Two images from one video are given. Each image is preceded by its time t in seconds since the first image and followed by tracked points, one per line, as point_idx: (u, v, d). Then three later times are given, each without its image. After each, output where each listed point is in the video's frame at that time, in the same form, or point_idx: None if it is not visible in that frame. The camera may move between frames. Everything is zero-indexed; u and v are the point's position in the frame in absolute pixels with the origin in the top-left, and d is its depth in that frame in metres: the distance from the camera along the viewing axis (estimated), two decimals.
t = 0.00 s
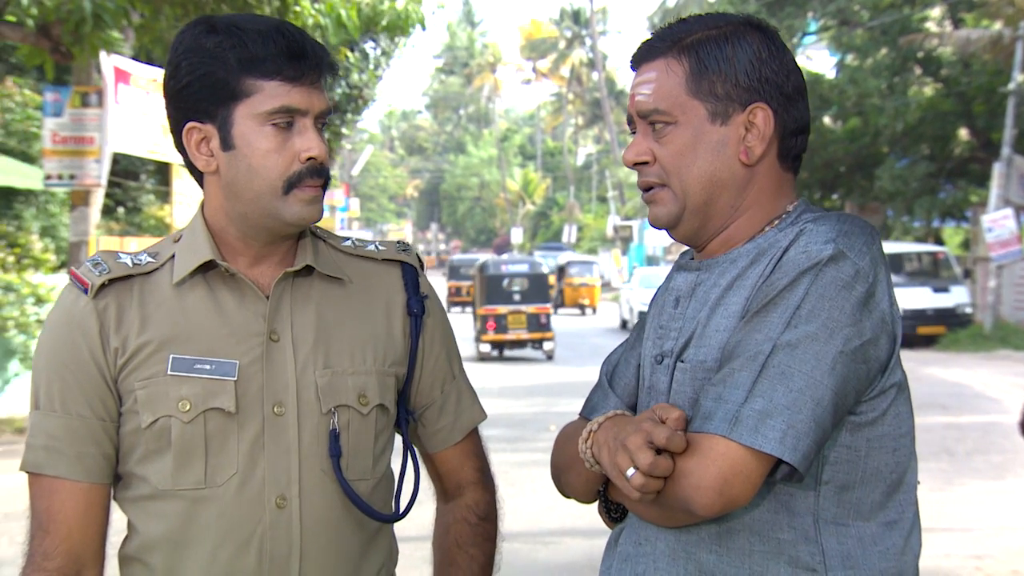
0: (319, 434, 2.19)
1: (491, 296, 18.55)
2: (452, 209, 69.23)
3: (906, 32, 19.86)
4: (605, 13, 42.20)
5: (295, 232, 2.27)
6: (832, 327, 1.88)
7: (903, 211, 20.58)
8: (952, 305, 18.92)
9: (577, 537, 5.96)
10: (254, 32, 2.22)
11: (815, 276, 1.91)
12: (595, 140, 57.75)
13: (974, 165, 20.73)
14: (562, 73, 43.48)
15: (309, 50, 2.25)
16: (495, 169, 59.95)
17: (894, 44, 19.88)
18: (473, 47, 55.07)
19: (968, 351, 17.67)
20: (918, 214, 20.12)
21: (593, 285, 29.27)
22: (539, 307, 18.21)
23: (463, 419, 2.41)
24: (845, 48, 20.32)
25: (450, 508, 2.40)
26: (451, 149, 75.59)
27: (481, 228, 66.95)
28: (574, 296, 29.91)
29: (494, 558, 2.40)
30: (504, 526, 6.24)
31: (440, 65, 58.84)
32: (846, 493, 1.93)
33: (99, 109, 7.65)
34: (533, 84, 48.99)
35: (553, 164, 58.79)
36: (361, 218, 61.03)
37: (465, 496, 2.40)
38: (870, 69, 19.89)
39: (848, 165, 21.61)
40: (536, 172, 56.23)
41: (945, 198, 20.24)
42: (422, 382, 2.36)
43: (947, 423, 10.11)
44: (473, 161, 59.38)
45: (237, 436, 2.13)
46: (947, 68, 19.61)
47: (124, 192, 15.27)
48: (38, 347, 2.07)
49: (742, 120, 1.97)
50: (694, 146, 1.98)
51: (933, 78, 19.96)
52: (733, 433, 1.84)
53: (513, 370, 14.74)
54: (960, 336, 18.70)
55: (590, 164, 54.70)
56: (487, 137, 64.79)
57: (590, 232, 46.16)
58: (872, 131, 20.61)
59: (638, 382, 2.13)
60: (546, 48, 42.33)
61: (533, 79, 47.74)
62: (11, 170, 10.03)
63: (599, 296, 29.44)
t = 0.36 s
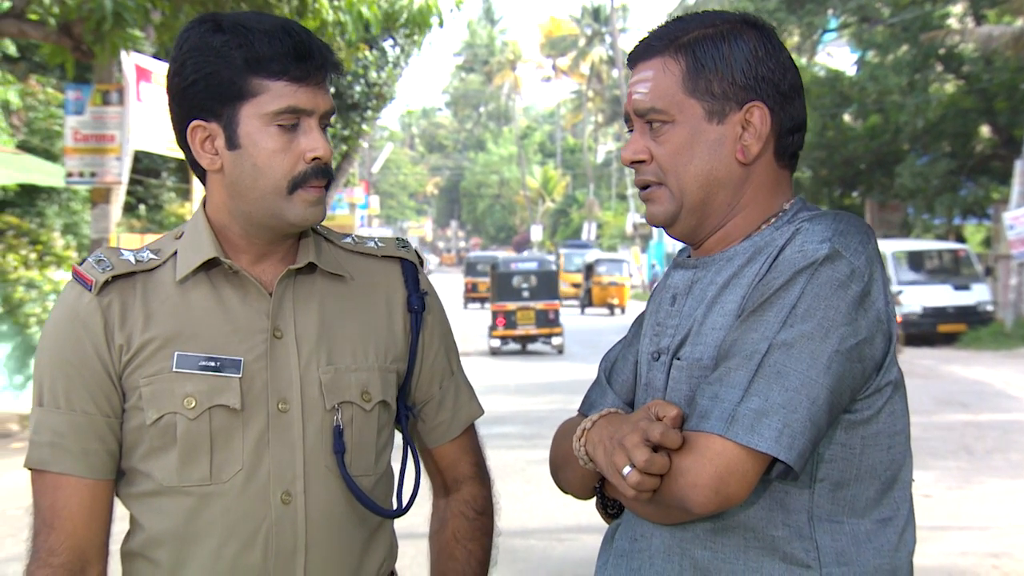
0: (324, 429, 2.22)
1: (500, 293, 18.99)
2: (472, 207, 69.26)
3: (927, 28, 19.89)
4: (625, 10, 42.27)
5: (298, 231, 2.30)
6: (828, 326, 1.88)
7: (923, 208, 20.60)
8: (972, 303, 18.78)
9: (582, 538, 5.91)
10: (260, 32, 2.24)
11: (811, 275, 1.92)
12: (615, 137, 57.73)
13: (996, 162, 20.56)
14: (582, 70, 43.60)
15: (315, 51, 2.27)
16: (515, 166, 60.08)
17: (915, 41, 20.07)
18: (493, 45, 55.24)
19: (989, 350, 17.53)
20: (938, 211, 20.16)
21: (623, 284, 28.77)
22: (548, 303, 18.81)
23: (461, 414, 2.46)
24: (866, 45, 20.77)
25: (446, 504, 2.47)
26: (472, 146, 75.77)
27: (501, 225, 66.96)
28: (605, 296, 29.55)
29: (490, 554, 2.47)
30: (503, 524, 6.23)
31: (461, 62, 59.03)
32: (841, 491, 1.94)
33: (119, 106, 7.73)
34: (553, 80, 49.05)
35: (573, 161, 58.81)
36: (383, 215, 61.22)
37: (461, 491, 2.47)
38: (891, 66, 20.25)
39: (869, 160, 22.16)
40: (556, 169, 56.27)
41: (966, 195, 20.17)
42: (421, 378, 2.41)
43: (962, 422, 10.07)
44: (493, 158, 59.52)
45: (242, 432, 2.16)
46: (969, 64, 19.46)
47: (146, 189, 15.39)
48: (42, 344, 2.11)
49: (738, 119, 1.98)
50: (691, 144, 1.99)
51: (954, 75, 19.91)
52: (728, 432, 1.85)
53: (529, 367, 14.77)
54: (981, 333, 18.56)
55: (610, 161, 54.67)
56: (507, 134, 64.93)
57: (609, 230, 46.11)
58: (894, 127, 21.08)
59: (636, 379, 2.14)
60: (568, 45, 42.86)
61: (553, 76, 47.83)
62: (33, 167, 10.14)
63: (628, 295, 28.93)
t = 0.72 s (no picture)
0: (329, 424, 2.24)
1: (518, 289, 19.44)
2: (490, 204, 69.26)
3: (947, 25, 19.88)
4: (644, 7, 42.18)
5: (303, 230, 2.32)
6: (825, 323, 1.88)
7: (942, 206, 20.60)
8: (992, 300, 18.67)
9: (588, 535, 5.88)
10: (271, 31, 2.25)
11: (808, 272, 1.92)
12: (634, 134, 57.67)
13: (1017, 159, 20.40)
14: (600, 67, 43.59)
15: (324, 52, 2.29)
16: (533, 163, 60.18)
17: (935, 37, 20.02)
18: (512, 42, 55.30)
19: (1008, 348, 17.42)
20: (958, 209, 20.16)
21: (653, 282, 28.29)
22: (564, 299, 19.01)
23: (461, 410, 2.50)
24: (885, 41, 20.62)
25: (449, 498, 2.51)
26: (491, 143, 75.88)
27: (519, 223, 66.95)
28: (632, 296, 29.04)
29: (490, 549, 2.51)
30: (504, 521, 6.23)
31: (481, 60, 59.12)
32: (839, 487, 1.94)
33: (138, 104, 7.81)
34: (571, 78, 49.05)
35: (591, 158, 58.83)
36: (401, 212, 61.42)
37: (462, 487, 2.51)
38: (909, 62, 20.39)
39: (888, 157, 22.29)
40: (575, 166, 56.27)
41: (985, 192, 20.13)
42: (423, 373, 2.44)
43: (978, 419, 10.02)
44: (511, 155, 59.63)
45: (248, 427, 2.18)
46: (988, 61, 19.32)
47: (165, 187, 15.53)
48: (48, 339, 2.14)
49: (735, 117, 2.00)
50: (688, 142, 2.01)
51: (975, 71, 19.74)
52: (726, 428, 1.85)
53: (545, 364, 14.80)
54: (1000, 332, 18.46)
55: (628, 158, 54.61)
56: (526, 131, 64.98)
57: (627, 227, 46.06)
58: (913, 124, 21.07)
59: (636, 377, 2.15)
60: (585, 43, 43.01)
61: (571, 73, 47.85)
62: (52, 165, 10.26)
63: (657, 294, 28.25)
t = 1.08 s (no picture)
0: (332, 421, 2.26)
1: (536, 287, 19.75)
2: (508, 204, 69.09)
3: (965, 23, 19.76)
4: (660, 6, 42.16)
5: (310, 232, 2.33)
6: (825, 321, 1.88)
7: (960, 205, 20.53)
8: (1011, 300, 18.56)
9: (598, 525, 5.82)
10: (286, 36, 2.26)
11: (808, 269, 1.92)
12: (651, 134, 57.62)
13: None
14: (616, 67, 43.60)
15: (337, 58, 2.30)
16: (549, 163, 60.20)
17: (953, 36, 19.95)
18: (529, 42, 55.35)
19: None
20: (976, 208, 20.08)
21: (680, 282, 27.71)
22: (581, 296, 19.04)
23: (467, 409, 2.51)
24: (902, 40, 20.60)
25: (454, 496, 2.52)
26: (507, 143, 75.94)
27: (536, 223, 66.92)
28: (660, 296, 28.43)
29: (496, 547, 2.52)
30: (509, 520, 6.23)
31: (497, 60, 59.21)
32: (839, 485, 1.94)
33: (155, 104, 7.86)
34: (587, 78, 49.09)
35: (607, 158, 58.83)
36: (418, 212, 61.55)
37: (467, 484, 2.52)
38: (927, 60, 20.32)
39: (906, 156, 22.17)
40: (592, 166, 56.27)
41: (1003, 192, 20.06)
42: (428, 372, 2.45)
43: (994, 420, 9.97)
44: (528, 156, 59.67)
45: (251, 423, 2.20)
46: (1007, 59, 19.33)
47: (182, 187, 15.65)
48: (54, 334, 2.16)
49: (731, 116, 2.00)
50: (684, 142, 2.01)
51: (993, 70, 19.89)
52: (726, 425, 1.84)
53: (560, 363, 14.82)
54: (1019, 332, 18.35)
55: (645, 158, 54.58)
56: (543, 131, 65.01)
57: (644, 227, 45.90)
58: (930, 124, 20.97)
59: (637, 377, 2.15)
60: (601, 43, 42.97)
61: (587, 73, 47.86)
62: (70, 165, 10.35)
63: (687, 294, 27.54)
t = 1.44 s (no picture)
0: (338, 420, 2.28)
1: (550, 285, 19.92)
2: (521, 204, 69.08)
3: (979, 23, 19.65)
4: (671, 7, 42.19)
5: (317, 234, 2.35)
6: (826, 321, 1.88)
7: (973, 205, 20.52)
8: None
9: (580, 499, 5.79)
10: (295, 39, 2.28)
11: (809, 270, 1.92)
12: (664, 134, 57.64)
13: None
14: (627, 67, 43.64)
15: (346, 61, 2.32)
16: (561, 163, 60.30)
17: (966, 35, 19.88)
18: (541, 42, 55.42)
19: None
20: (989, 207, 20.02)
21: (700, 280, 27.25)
22: (594, 294, 19.07)
23: (473, 409, 2.52)
24: (915, 39, 20.52)
25: (459, 495, 2.53)
26: (520, 143, 76.06)
27: (548, 223, 66.90)
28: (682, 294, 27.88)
29: (500, 547, 2.53)
30: (513, 518, 6.24)
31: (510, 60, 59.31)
32: (840, 483, 1.94)
33: (168, 105, 7.90)
34: (600, 78, 49.06)
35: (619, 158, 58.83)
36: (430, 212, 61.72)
37: (473, 484, 2.53)
38: (940, 60, 20.23)
39: (917, 157, 22.15)
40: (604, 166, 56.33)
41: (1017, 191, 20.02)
42: (434, 372, 2.46)
43: (1006, 420, 9.94)
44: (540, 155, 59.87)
45: (257, 421, 2.22)
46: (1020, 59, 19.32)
47: (196, 187, 15.77)
48: (62, 333, 2.19)
49: (731, 117, 2.01)
50: (683, 143, 2.03)
51: (1007, 69, 19.85)
52: (728, 424, 1.85)
53: (570, 363, 14.86)
54: None
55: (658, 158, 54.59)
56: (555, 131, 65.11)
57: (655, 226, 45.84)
58: (942, 124, 20.95)
59: (641, 377, 2.14)
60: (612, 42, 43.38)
61: (599, 73, 47.94)
62: (85, 165, 10.43)
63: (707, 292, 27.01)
